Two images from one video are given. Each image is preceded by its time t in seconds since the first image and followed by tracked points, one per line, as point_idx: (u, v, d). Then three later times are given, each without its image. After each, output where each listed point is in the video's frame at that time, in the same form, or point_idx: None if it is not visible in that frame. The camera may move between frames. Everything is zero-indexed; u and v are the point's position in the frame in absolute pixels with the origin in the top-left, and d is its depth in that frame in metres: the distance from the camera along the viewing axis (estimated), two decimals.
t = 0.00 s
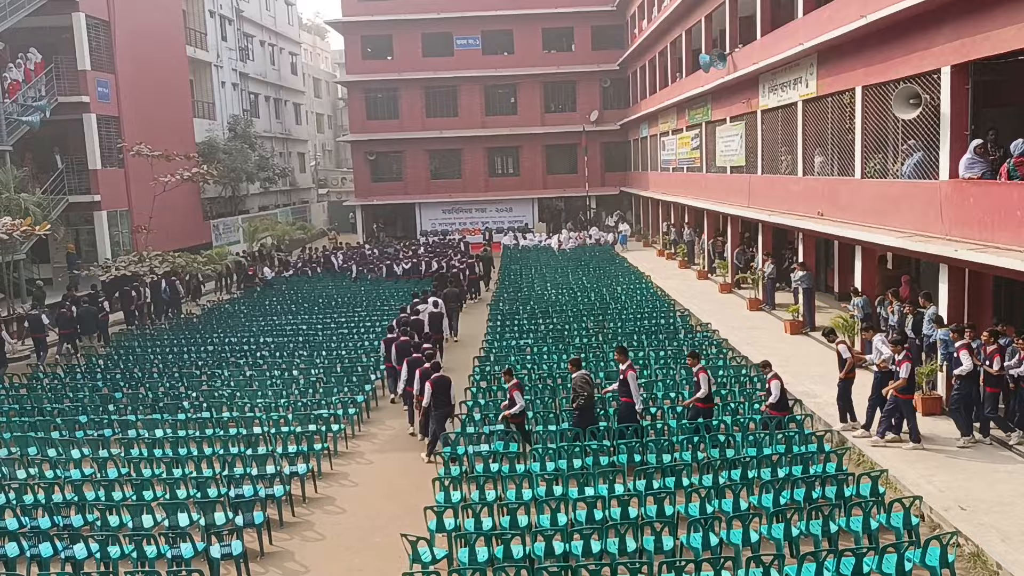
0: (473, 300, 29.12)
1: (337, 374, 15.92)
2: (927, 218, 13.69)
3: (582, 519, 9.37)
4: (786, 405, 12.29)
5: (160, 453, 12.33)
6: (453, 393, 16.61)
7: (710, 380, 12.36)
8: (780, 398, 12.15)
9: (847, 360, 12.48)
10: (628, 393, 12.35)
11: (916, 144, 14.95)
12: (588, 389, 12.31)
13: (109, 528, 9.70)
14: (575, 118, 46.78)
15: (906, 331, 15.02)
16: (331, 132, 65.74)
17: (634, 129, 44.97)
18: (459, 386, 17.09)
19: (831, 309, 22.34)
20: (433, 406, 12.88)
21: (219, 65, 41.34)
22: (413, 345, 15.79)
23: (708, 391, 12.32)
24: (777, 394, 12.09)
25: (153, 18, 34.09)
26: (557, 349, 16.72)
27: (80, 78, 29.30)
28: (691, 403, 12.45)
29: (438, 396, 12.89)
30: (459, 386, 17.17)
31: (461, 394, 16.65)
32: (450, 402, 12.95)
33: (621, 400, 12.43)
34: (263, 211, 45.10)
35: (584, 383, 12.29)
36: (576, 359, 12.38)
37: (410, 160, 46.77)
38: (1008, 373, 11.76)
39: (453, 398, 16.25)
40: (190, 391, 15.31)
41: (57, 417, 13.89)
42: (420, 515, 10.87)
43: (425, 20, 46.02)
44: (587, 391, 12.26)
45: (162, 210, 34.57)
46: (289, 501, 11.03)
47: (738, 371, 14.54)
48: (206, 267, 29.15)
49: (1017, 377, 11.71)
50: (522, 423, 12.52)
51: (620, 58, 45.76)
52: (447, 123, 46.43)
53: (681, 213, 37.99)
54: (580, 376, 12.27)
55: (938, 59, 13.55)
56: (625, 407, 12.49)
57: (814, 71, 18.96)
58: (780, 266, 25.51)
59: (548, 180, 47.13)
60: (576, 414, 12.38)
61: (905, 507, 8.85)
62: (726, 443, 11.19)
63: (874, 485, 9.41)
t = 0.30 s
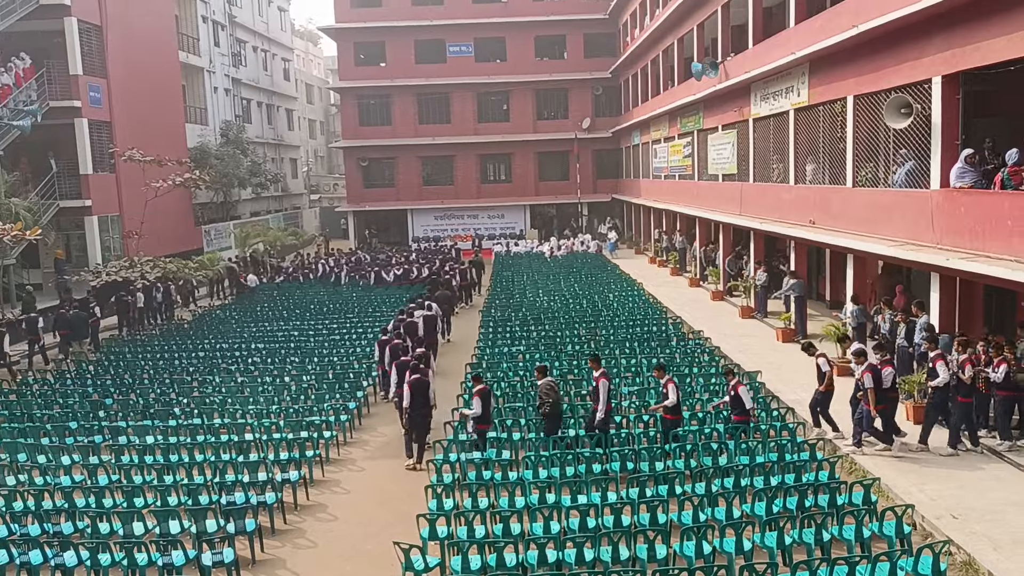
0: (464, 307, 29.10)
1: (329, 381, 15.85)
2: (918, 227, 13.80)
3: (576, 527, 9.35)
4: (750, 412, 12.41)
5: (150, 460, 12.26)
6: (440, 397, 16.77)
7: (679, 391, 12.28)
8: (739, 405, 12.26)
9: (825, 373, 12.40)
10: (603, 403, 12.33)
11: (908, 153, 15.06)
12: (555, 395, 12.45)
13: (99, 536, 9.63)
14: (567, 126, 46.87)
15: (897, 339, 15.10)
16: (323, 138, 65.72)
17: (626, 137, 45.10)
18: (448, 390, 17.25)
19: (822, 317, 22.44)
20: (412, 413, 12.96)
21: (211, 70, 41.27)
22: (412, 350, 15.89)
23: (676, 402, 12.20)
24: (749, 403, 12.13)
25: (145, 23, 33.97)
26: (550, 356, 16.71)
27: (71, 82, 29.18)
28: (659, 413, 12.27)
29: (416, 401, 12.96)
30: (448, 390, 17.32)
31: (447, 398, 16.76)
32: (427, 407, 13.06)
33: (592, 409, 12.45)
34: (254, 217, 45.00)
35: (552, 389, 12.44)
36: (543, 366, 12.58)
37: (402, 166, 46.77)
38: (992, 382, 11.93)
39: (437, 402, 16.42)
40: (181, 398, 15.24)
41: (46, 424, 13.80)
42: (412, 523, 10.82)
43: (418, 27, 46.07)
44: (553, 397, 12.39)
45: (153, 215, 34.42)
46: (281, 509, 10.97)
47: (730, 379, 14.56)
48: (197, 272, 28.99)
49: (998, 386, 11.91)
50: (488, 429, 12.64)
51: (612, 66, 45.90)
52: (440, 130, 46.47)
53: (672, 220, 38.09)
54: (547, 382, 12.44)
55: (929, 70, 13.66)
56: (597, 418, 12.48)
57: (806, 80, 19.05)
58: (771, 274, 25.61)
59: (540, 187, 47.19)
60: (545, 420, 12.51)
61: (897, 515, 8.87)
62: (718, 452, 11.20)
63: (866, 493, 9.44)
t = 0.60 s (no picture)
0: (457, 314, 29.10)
1: (321, 388, 15.80)
2: (910, 237, 13.86)
3: (569, 536, 9.32)
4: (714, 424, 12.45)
5: (141, 468, 12.19)
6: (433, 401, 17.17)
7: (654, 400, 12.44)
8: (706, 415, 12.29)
9: (800, 400, 12.13)
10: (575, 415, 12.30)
11: (900, 163, 15.14)
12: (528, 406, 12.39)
13: (89, 544, 9.56)
14: (561, 134, 46.97)
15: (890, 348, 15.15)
16: (317, 145, 65.72)
17: (620, 145, 45.21)
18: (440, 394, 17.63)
19: (815, 326, 22.49)
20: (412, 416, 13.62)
21: (205, 77, 41.25)
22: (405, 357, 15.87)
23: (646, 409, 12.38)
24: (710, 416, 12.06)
25: (138, 30, 33.91)
26: (543, 364, 16.71)
27: (65, 89, 29.12)
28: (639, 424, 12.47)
29: (397, 406, 13.15)
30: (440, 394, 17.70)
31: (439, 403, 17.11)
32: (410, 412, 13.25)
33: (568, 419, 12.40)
34: (247, 223, 44.94)
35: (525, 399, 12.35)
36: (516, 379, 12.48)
37: (396, 173, 46.80)
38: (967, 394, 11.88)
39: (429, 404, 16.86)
40: (172, 405, 15.17)
41: (37, 431, 13.73)
42: (405, 532, 10.78)
43: (413, 35, 46.13)
44: (527, 406, 12.31)
45: (146, 222, 34.35)
46: (273, 517, 10.92)
47: (723, 388, 14.56)
48: (190, 278, 28.89)
49: (971, 398, 11.85)
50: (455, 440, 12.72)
51: (606, 75, 46.05)
52: (434, 138, 46.51)
53: (665, 228, 38.17)
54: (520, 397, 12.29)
55: (922, 81, 13.72)
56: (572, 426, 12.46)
57: (799, 90, 19.13)
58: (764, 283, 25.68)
59: (534, 195, 47.28)
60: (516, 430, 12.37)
61: (890, 525, 8.86)
62: (712, 461, 11.19)
63: (860, 502, 9.43)
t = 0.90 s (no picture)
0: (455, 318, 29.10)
1: (320, 392, 15.78)
2: (909, 240, 13.88)
3: (568, 540, 9.30)
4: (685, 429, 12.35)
5: (140, 472, 12.17)
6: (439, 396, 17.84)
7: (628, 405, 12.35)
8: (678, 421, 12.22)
9: (773, 406, 12.18)
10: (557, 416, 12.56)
11: (899, 167, 15.17)
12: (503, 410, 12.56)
13: (87, 548, 9.54)
14: (561, 138, 47.02)
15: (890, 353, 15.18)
16: (317, 148, 65.78)
17: (619, 149, 45.24)
18: (445, 390, 18.23)
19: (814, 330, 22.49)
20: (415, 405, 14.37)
21: (204, 81, 41.26)
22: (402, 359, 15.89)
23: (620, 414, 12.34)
24: (680, 419, 12.10)
25: (137, 33, 33.92)
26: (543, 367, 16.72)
27: (64, 92, 29.13)
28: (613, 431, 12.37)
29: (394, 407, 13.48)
30: (444, 390, 18.33)
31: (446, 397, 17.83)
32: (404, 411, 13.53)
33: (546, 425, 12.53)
34: (246, 227, 44.94)
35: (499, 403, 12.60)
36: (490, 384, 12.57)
37: (396, 177, 46.80)
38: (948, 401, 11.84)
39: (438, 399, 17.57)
40: (171, 409, 15.16)
41: (35, 434, 13.71)
42: (404, 536, 10.77)
43: (413, 39, 46.17)
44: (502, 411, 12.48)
45: (145, 226, 34.35)
46: (271, 521, 10.89)
47: (723, 392, 14.55)
48: (189, 282, 28.84)
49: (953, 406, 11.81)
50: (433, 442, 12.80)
51: (606, 80, 46.08)
52: (434, 141, 46.55)
53: (665, 232, 38.17)
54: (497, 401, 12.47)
55: (922, 85, 13.73)
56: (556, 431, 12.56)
57: (798, 94, 19.15)
58: (764, 287, 25.66)
59: (533, 199, 47.31)
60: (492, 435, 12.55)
61: (889, 529, 8.85)
62: (711, 464, 11.18)
63: (859, 506, 9.41)
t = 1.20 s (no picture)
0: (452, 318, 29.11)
1: (317, 394, 15.77)
2: (904, 243, 13.91)
3: (564, 542, 9.31)
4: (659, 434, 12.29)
5: (136, 473, 12.16)
6: (430, 396, 17.90)
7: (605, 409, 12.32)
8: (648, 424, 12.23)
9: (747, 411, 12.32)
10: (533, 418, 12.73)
11: (896, 169, 15.21)
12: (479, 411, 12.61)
13: (83, 550, 9.52)
14: (559, 140, 47.07)
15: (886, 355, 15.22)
16: (315, 149, 65.78)
17: (617, 151, 45.30)
18: (441, 387, 18.63)
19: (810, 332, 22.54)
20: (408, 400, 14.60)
21: (202, 82, 41.26)
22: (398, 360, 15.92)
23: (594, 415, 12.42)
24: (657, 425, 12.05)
25: (134, 34, 33.88)
26: (540, 369, 16.71)
27: (62, 93, 29.10)
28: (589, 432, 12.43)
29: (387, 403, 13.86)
30: (439, 390, 18.44)
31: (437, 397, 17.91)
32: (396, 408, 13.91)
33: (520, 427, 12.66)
34: (243, 228, 44.91)
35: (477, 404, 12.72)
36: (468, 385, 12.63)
37: (394, 178, 46.81)
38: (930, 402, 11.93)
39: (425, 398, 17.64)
40: (167, 410, 15.13)
41: (31, 436, 13.70)
42: (401, 538, 10.76)
43: (411, 41, 46.19)
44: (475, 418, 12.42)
45: (142, 227, 34.33)
46: (267, 523, 10.88)
47: (719, 394, 14.57)
48: (186, 283, 28.68)
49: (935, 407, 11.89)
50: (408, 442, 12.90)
51: (603, 81, 46.12)
52: (432, 143, 46.58)
53: (662, 234, 38.19)
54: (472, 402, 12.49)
55: (917, 88, 13.77)
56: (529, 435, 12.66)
57: (795, 97, 19.19)
58: (760, 288, 25.70)
59: (532, 201, 47.38)
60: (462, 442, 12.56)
61: (885, 531, 8.86)
62: (707, 466, 11.18)
63: (855, 508, 9.43)
